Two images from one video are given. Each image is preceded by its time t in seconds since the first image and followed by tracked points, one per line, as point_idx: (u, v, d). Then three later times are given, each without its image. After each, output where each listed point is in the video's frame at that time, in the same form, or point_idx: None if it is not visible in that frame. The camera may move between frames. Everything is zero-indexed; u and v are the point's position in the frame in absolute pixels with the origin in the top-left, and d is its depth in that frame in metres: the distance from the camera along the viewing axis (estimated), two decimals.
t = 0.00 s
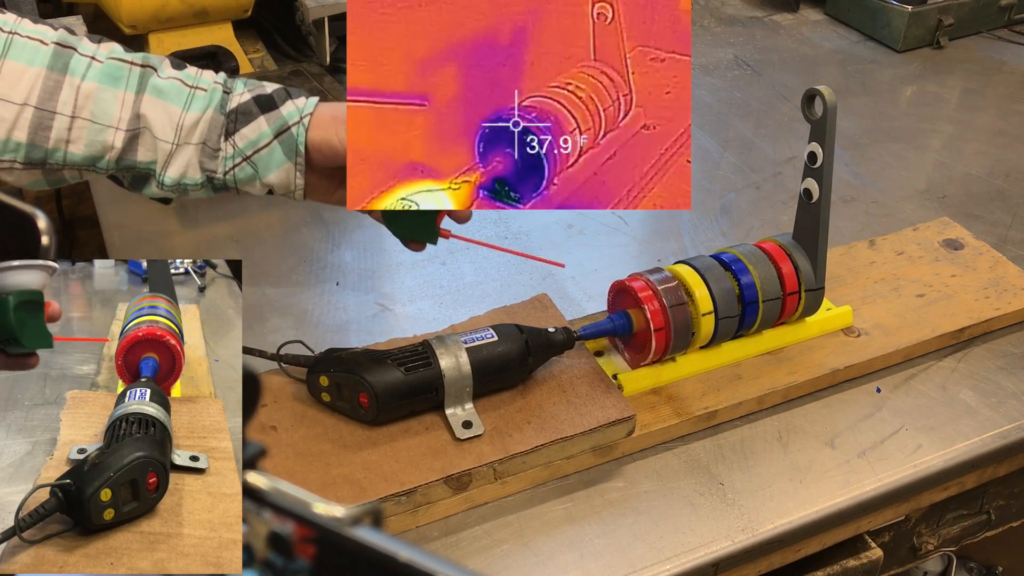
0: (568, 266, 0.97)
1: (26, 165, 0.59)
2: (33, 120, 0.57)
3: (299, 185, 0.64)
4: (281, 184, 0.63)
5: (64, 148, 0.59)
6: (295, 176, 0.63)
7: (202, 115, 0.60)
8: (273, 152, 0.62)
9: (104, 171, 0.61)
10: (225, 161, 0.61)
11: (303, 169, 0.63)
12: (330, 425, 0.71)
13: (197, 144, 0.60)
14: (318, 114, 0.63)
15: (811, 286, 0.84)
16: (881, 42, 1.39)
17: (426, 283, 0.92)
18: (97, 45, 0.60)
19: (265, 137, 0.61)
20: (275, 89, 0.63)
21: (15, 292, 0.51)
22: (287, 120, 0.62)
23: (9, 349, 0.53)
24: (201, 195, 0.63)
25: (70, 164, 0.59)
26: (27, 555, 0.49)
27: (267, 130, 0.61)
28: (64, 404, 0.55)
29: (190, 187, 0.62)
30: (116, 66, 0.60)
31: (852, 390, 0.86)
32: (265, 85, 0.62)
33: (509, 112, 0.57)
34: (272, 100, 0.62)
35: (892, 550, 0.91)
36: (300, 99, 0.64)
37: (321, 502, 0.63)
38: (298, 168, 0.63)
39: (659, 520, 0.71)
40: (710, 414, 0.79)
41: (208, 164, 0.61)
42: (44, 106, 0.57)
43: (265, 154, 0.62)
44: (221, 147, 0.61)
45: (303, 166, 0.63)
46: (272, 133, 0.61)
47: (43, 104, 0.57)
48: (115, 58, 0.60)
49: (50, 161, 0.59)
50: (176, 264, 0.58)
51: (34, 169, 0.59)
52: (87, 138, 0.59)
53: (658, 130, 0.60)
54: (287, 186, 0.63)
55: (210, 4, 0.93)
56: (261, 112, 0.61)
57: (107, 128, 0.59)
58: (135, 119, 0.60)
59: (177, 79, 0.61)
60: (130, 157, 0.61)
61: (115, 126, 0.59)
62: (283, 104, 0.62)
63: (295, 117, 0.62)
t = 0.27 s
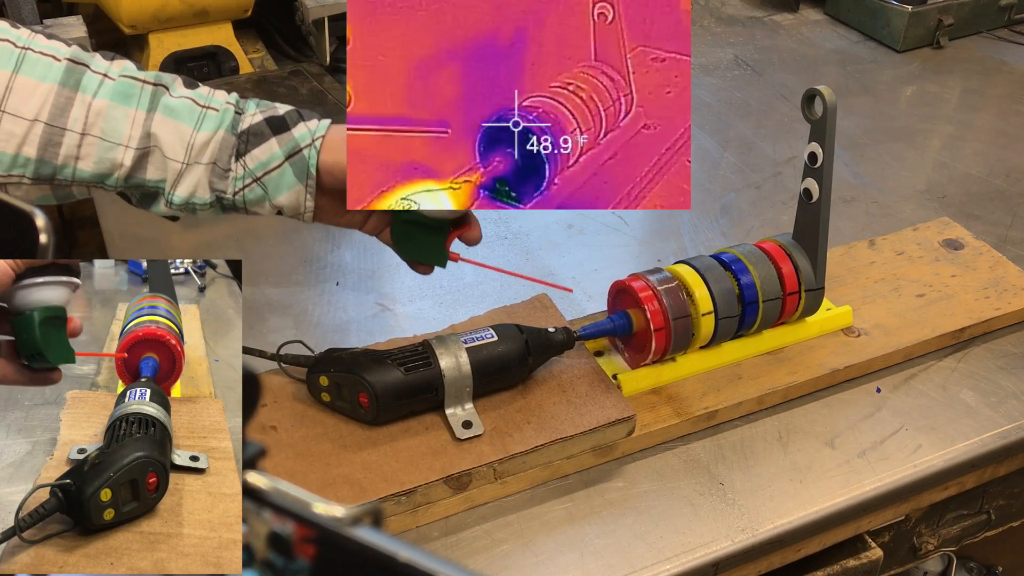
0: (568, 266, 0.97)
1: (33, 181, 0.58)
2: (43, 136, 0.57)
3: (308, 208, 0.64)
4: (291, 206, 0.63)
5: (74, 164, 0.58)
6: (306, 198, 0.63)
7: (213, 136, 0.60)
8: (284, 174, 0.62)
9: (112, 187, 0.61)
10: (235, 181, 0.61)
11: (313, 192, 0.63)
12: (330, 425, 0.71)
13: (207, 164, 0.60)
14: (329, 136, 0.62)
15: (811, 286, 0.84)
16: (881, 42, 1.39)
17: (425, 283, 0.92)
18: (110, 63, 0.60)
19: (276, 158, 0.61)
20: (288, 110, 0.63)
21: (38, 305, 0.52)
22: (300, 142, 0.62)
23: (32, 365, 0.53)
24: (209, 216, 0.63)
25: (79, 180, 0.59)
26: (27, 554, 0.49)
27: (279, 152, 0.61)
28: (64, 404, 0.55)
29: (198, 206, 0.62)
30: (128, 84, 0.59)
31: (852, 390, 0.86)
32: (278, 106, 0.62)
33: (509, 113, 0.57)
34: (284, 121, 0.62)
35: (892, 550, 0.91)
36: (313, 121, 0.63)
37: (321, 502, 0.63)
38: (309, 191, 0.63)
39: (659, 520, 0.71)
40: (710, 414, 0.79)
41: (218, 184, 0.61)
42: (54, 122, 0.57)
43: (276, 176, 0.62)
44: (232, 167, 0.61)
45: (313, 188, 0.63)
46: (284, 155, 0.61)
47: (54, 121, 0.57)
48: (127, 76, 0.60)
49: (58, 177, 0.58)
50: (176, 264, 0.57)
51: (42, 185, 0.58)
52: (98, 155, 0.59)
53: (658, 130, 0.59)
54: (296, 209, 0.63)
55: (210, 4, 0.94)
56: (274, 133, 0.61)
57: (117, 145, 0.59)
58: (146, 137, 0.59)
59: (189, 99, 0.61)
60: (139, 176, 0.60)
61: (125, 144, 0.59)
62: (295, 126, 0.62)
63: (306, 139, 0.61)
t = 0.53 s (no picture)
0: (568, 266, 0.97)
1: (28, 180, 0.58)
2: (37, 134, 0.58)
3: (300, 202, 0.66)
4: (282, 200, 0.65)
5: (67, 163, 0.59)
6: (297, 192, 0.65)
7: (205, 132, 0.62)
8: (276, 168, 0.64)
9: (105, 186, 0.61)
10: (228, 177, 0.63)
11: (305, 186, 0.65)
12: (330, 425, 0.71)
13: (200, 160, 0.62)
14: (319, 130, 0.65)
15: (811, 286, 0.84)
16: (881, 42, 1.39)
17: (425, 283, 0.92)
18: (100, 63, 0.61)
19: (266, 154, 0.64)
20: (276, 106, 0.65)
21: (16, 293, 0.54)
22: (290, 136, 0.64)
23: (10, 350, 0.56)
24: (202, 213, 0.64)
25: (72, 180, 0.59)
26: (27, 554, 0.49)
27: (270, 147, 0.64)
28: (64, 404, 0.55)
29: (191, 203, 0.63)
30: (119, 83, 0.61)
31: (852, 390, 0.86)
32: (268, 103, 0.65)
33: (509, 114, 0.57)
34: (274, 117, 0.65)
35: (892, 549, 0.91)
36: (301, 116, 0.66)
37: (321, 502, 0.63)
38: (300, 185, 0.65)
39: (659, 520, 0.71)
40: (710, 413, 0.79)
41: (211, 180, 0.63)
42: (47, 121, 0.58)
43: (267, 171, 0.64)
44: (224, 164, 0.63)
45: (304, 182, 0.65)
46: (274, 150, 0.64)
47: (47, 120, 0.58)
48: (118, 75, 0.61)
49: (52, 176, 0.59)
50: (176, 264, 0.58)
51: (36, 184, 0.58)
52: (90, 153, 0.59)
53: (658, 130, 0.59)
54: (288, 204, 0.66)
55: (210, 4, 0.94)
56: (264, 129, 0.64)
57: (110, 143, 0.60)
58: (137, 135, 0.61)
59: (179, 97, 0.62)
60: (132, 174, 0.61)
61: (118, 142, 0.60)
62: (285, 121, 0.65)
63: (297, 134, 0.64)
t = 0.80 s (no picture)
0: (568, 266, 0.97)
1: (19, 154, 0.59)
2: (26, 107, 0.57)
3: (292, 152, 0.65)
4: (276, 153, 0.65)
5: (59, 133, 0.58)
6: (288, 142, 0.65)
7: (193, 89, 0.61)
8: (266, 120, 0.64)
9: (97, 154, 0.61)
10: (217, 134, 0.62)
11: (295, 134, 0.65)
12: (330, 425, 0.71)
13: (190, 119, 0.61)
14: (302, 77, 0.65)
15: (811, 287, 0.84)
16: (881, 42, 1.39)
17: (425, 283, 0.92)
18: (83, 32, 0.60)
19: (255, 106, 0.63)
20: (258, 61, 0.65)
21: None
22: (275, 87, 0.64)
23: None
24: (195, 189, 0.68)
25: (65, 150, 0.59)
26: (27, 554, 0.49)
27: (258, 98, 0.63)
28: (64, 404, 0.55)
29: (185, 162, 0.62)
30: (104, 50, 0.60)
31: (852, 390, 0.86)
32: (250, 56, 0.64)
33: (509, 113, 0.57)
34: (257, 70, 0.64)
35: (892, 549, 0.91)
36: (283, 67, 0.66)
37: (321, 502, 0.63)
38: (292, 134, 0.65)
39: (659, 520, 0.71)
40: (710, 413, 0.79)
41: (201, 138, 0.62)
42: (36, 92, 0.57)
43: (257, 124, 0.63)
44: (213, 120, 0.62)
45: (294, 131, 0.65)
46: (262, 101, 0.63)
47: (36, 90, 0.57)
48: (102, 42, 0.60)
49: (44, 149, 0.59)
50: (176, 264, 0.60)
51: (27, 158, 0.59)
52: (81, 121, 0.59)
53: (659, 130, 0.59)
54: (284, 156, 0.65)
55: (210, 4, 0.94)
56: (250, 82, 0.63)
57: (100, 109, 0.59)
58: (126, 99, 0.60)
59: (164, 59, 0.61)
60: (125, 140, 0.61)
61: (107, 108, 0.59)
62: (269, 74, 0.64)
63: (282, 84, 0.64)
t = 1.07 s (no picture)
0: (569, 266, 0.97)
1: (21, 142, 0.65)
2: (30, 92, 0.64)
3: (285, 123, 0.75)
4: (270, 122, 0.74)
5: (61, 117, 0.65)
6: (282, 113, 0.75)
7: (191, 68, 0.70)
8: (261, 92, 0.73)
9: (97, 138, 0.68)
10: (217, 110, 0.71)
11: (288, 105, 0.75)
12: (330, 425, 0.71)
13: (190, 96, 0.70)
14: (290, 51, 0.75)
15: (811, 286, 0.84)
16: (881, 42, 1.39)
17: (426, 283, 0.91)
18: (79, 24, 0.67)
19: (251, 79, 0.72)
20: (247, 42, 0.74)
21: None
22: (267, 62, 0.73)
23: None
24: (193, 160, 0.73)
25: (65, 135, 0.66)
26: (27, 554, 0.48)
27: (253, 72, 0.72)
28: (64, 404, 0.55)
29: (184, 140, 0.71)
30: (102, 37, 0.67)
31: (852, 390, 0.86)
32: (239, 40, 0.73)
33: (508, 113, 0.60)
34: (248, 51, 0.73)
35: (892, 549, 0.91)
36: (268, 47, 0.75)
37: (321, 502, 0.63)
38: (284, 105, 0.75)
39: (659, 520, 0.71)
40: (710, 413, 0.79)
41: (200, 116, 0.71)
42: (38, 77, 0.64)
43: (254, 97, 0.73)
44: (212, 97, 0.71)
45: (286, 103, 0.75)
46: (258, 74, 0.72)
47: (38, 75, 0.64)
48: (99, 31, 0.67)
49: (45, 135, 0.65)
50: (177, 265, 0.60)
51: (27, 146, 0.66)
52: (83, 104, 0.66)
53: (658, 130, 0.61)
54: (275, 124, 0.74)
55: (209, 5, 0.94)
56: (243, 59, 0.72)
57: (101, 92, 0.66)
58: (126, 81, 0.67)
59: (158, 44, 0.69)
60: (124, 121, 0.68)
61: (108, 90, 0.67)
62: (260, 50, 0.73)
63: (273, 58, 0.74)
